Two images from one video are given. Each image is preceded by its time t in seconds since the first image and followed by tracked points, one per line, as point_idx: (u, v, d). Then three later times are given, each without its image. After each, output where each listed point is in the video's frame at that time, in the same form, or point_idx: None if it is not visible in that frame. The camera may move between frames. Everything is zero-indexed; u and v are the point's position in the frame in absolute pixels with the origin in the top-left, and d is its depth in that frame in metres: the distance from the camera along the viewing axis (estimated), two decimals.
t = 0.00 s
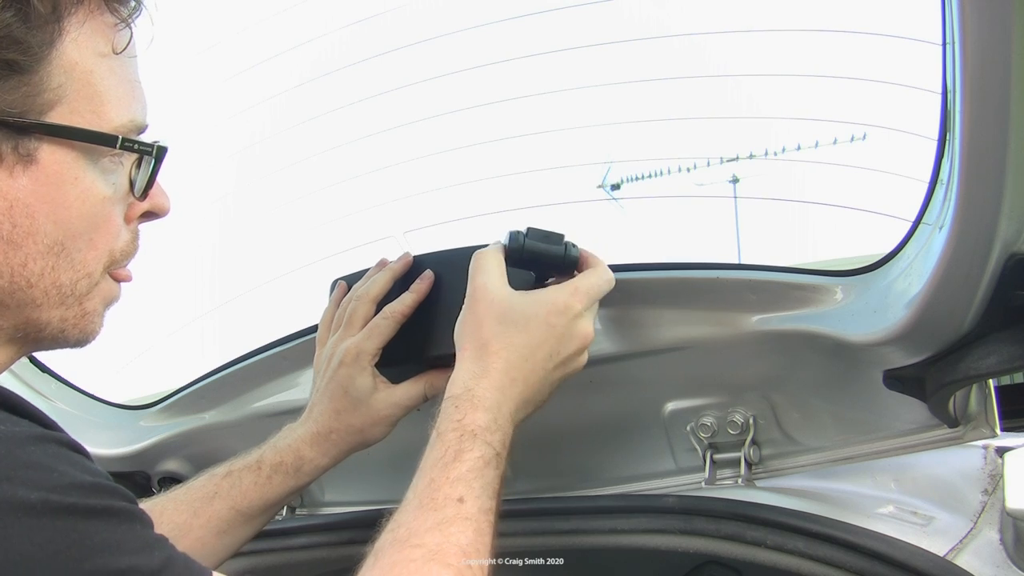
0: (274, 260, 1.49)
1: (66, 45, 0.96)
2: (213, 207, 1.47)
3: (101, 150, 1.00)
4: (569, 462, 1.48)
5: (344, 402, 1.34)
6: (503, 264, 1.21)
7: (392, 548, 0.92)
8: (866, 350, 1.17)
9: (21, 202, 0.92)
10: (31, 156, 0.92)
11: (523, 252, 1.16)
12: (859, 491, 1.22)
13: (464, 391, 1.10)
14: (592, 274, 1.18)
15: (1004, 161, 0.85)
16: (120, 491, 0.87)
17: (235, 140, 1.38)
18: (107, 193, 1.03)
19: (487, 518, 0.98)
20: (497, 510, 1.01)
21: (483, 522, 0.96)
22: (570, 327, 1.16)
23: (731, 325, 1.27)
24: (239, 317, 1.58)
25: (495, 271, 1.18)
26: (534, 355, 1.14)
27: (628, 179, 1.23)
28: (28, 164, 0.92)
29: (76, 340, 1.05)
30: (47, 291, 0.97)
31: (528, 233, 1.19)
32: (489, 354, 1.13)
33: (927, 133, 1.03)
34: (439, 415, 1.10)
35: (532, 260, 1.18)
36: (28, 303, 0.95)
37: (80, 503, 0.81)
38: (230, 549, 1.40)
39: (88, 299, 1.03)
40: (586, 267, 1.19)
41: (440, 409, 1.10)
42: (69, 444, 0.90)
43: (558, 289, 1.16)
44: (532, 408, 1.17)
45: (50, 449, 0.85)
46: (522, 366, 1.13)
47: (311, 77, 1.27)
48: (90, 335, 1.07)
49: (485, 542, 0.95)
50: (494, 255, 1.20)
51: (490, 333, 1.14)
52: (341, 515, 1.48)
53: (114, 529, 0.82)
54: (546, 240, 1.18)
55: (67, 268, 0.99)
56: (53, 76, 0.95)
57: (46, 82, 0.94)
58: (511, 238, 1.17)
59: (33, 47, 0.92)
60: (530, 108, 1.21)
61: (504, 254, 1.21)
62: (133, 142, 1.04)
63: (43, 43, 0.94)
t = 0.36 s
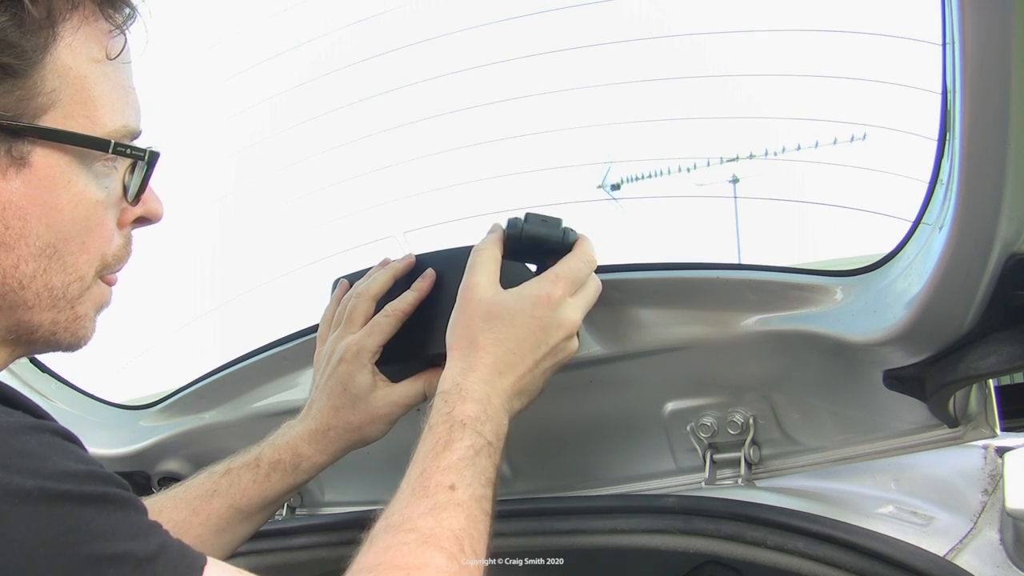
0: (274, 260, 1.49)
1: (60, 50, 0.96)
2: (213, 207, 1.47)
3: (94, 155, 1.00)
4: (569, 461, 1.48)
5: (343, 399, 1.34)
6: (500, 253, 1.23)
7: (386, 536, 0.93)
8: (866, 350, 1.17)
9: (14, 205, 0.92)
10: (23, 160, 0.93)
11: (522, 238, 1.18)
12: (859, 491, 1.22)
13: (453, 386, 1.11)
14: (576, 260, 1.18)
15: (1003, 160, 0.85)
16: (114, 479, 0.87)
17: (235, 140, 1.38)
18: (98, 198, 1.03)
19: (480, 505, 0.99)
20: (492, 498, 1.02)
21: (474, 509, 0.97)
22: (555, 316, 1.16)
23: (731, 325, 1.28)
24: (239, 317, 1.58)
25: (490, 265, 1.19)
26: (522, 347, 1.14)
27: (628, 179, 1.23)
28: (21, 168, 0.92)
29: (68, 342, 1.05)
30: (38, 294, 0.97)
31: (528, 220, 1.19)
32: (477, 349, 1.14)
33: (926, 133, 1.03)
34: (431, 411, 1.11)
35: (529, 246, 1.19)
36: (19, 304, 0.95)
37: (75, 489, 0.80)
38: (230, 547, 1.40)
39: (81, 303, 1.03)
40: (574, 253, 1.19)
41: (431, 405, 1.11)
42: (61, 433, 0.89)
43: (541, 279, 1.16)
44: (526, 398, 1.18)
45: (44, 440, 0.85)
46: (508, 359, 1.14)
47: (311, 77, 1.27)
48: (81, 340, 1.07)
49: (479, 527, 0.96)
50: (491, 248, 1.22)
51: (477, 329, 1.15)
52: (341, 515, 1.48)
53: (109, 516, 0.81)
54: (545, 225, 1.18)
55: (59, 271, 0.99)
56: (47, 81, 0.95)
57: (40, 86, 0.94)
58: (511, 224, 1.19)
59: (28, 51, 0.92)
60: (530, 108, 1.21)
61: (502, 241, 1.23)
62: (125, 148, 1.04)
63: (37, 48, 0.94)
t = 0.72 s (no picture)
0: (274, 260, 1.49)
1: (64, 57, 0.98)
2: (213, 207, 1.47)
3: (100, 161, 1.01)
4: (569, 461, 1.48)
5: (343, 399, 1.34)
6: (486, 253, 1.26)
7: (381, 533, 0.93)
8: (866, 350, 1.17)
9: (17, 209, 0.92)
10: (27, 163, 0.93)
11: (500, 228, 1.22)
12: (859, 491, 1.22)
13: (437, 381, 1.12)
14: (549, 248, 1.20)
15: (1002, 161, 0.85)
16: (117, 473, 0.87)
17: (235, 140, 1.38)
18: (102, 203, 1.03)
19: (471, 496, 0.98)
20: (487, 488, 1.02)
21: (466, 500, 0.97)
22: (531, 299, 1.17)
23: (731, 324, 1.28)
24: (239, 317, 1.58)
25: (478, 269, 1.23)
26: (501, 333, 1.15)
27: (628, 179, 1.23)
28: (25, 171, 0.93)
29: (68, 347, 1.05)
30: (40, 296, 0.97)
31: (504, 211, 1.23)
32: (458, 344, 1.16)
33: (927, 133, 1.03)
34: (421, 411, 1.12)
35: (512, 237, 1.22)
36: (22, 306, 0.95)
37: (77, 479, 0.80)
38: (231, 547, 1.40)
39: (82, 307, 1.03)
40: (549, 240, 1.21)
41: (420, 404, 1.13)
42: (62, 427, 0.89)
43: (513, 267, 1.18)
44: (517, 387, 1.17)
45: (47, 432, 0.85)
46: (489, 347, 1.15)
47: (311, 77, 1.27)
48: (83, 344, 1.07)
49: (473, 518, 0.96)
50: (478, 249, 1.26)
51: (457, 324, 1.17)
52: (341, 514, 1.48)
53: (112, 508, 0.81)
54: (523, 212, 1.21)
55: (61, 275, 0.99)
56: (52, 86, 0.96)
57: (45, 91, 0.95)
58: (488, 217, 1.23)
59: (32, 56, 0.94)
60: (529, 108, 1.21)
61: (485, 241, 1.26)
62: (129, 153, 1.05)
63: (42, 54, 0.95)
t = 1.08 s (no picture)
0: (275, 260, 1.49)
1: (78, 63, 1.00)
2: (213, 207, 1.47)
3: (108, 165, 1.02)
4: (569, 461, 1.47)
5: (345, 402, 1.34)
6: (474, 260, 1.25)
7: (378, 540, 0.94)
8: (867, 350, 1.17)
9: (28, 209, 0.93)
10: (40, 165, 0.95)
11: (492, 237, 1.21)
12: (859, 491, 1.22)
13: (432, 387, 1.13)
14: (537, 245, 1.19)
15: (1002, 161, 0.85)
16: (116, 474, 0.87)
17: (236, 139, 1.38)
18: (109, 208, 1.04)
19: (469, 500, 0.99)
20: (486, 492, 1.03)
21: (464, 504, 0.98)
22: (520, 299, 1.16)
23: (731, 325, 1.27)
24: (239, 317, 1.59)
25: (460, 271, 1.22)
26: (491, 335, 1.16)
27: (628, 179, 1.23)
28: (38, 173, 0.94)
29: (71, 349, 1.06)
30: (47, 300, 0.97)
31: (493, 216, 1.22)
32: (450, 347, 1.16)
33: (927, 133, 1.03)
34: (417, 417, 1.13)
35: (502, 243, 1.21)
36: (29, 309, 0.96)
37: (78, 479, 0.80)
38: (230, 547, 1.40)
39: (86, 311, 1.04)
40: (538, 234, 1.20)
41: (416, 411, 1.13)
42: (56, 424, 0.87)
43: (500, 268, 1.18)
44: (513, 387, 1.18)
45: (47, 432, 0.85)
46: (479, 350, 1.15)
47: (311, 78, 1.27)
48: (85, 348, 1.07)
49: (471, 522, 0.97)
50: (463, 257, 1.24)
51: (448, 328, 1.18)
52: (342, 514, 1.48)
53: (111, 508, 0.81)
54: (508, 217, 1.20)
55: (69, 278, 1.00)
56: (65, 91, 0.98)
57: (58, 95, 0.97)
58: (478, 230, 1.22)
59: (48, 60, 0.96)
60: (530, 109, 1.21)
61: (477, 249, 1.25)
62: (138, 158, 1.07)
63: (57, 59, 0.97)
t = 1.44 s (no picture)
0: (275, 260, 1.49)
1: (83, 63, 1.00)
2: (213, 207, 1.47)
3: (109, 165, 1.02)
4: (569, 461, 1.47)
5: (347, 406, 1.35)
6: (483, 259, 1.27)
7: (382, 538, 0.94)
8: (867, 350, 1.17)
9: (30, 207, 0.94)
10: (43, 165, 0.95)
11: (493, 231, 1.22)
12: (859, 491, 1.22)
13: (439, 393, 1.12)
14: (539, 249, 1.20)
15: (1002, 161, 0.85)
16: (116, 469, 0.87)
17: (236, 139, 1.38)
18: (109, 210, 1.04)
19: (474, 503, 0.99)
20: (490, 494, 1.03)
21: (469, 507, 0.98)
22: (526, 306, 1.16)
23: (731, 324, 1.28)
24: (239, 317, 1.59)
25: (475, 280, 1.24)
26: (499, 344, 1.15)
27: (628, 179, 1.23)
28: (41, 172, 0.94)
29: (70, 350, 1.05)
30: (48, 300, 0.97)
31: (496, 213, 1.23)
32: (457, 356, 1.15)
33: (927, 133, 1.03)
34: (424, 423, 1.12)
35: (505, 239, 1.23)
36: (30, 308, 0.96)
37: (76, 474, 0.80)
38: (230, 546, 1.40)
39: (85, 313, 1.04)
40: (536, 240, 1.21)
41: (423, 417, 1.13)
42: (54, 420, 0.87)
43: (506, 276, 1.19)
44: (521, 394, 1.18)
45: (45, 427, 0.84)
46: (487, 358, 1.15)
47: (311, 77, 1.27)
48: (83, 349, 1.07)
49: (476, 525, 0.97)
50: (473, 260, 1.26)
51: (454, 337, 1.17)
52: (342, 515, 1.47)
53: (109, 504, 0.81)
54: (512, 213, 1.21)
55: (69, 279, 1.00)
56: (69, 91, 0.98)
57: (62, 95, 0.98)
58: (479, 222, 1.23)
59: (54, 60, 0.96)
60: (529, 109, 1.21)
61: (482, 249, 1.27)
62: (140, 160, 1.08)
63: (63, 58, 0.98)
